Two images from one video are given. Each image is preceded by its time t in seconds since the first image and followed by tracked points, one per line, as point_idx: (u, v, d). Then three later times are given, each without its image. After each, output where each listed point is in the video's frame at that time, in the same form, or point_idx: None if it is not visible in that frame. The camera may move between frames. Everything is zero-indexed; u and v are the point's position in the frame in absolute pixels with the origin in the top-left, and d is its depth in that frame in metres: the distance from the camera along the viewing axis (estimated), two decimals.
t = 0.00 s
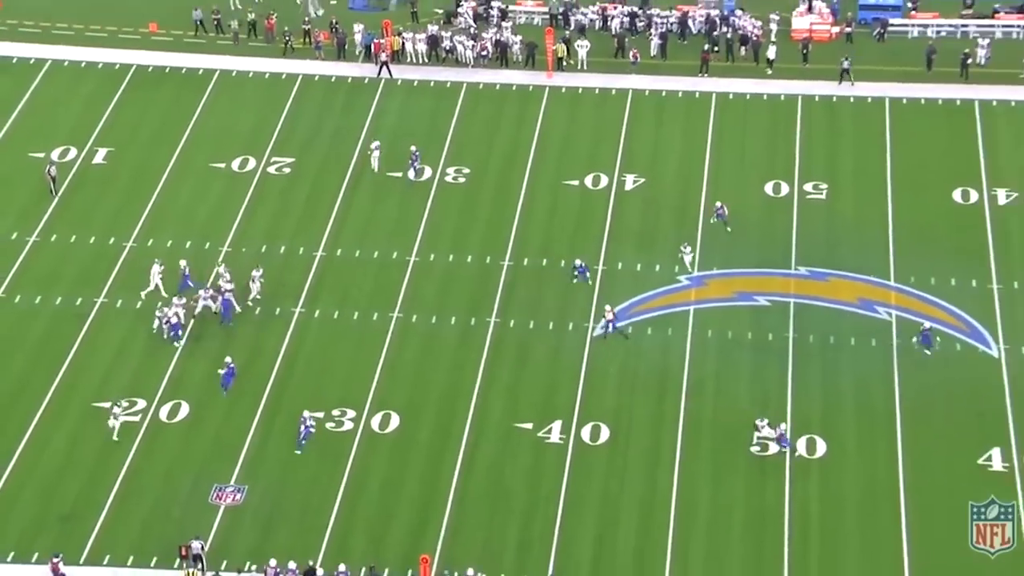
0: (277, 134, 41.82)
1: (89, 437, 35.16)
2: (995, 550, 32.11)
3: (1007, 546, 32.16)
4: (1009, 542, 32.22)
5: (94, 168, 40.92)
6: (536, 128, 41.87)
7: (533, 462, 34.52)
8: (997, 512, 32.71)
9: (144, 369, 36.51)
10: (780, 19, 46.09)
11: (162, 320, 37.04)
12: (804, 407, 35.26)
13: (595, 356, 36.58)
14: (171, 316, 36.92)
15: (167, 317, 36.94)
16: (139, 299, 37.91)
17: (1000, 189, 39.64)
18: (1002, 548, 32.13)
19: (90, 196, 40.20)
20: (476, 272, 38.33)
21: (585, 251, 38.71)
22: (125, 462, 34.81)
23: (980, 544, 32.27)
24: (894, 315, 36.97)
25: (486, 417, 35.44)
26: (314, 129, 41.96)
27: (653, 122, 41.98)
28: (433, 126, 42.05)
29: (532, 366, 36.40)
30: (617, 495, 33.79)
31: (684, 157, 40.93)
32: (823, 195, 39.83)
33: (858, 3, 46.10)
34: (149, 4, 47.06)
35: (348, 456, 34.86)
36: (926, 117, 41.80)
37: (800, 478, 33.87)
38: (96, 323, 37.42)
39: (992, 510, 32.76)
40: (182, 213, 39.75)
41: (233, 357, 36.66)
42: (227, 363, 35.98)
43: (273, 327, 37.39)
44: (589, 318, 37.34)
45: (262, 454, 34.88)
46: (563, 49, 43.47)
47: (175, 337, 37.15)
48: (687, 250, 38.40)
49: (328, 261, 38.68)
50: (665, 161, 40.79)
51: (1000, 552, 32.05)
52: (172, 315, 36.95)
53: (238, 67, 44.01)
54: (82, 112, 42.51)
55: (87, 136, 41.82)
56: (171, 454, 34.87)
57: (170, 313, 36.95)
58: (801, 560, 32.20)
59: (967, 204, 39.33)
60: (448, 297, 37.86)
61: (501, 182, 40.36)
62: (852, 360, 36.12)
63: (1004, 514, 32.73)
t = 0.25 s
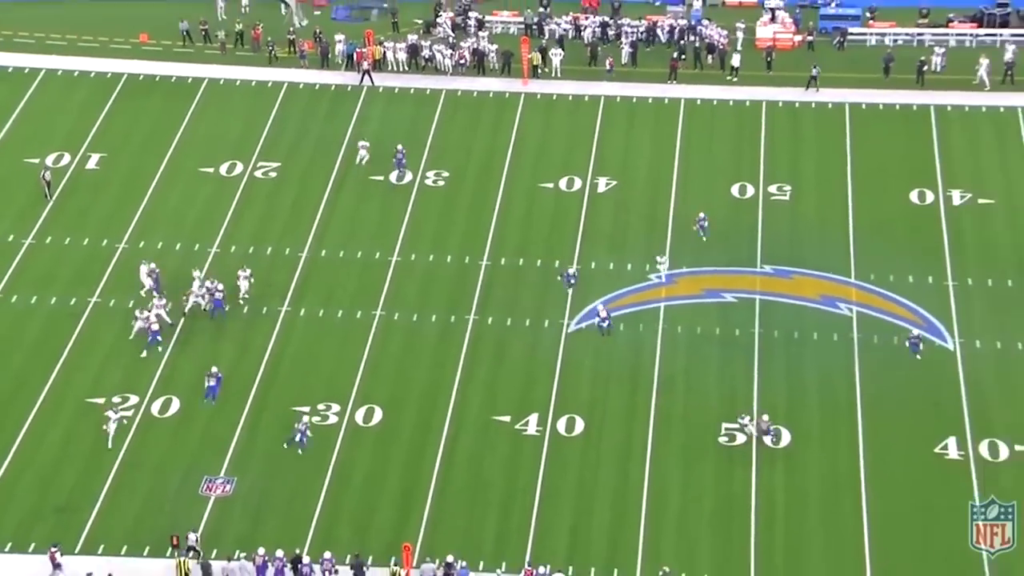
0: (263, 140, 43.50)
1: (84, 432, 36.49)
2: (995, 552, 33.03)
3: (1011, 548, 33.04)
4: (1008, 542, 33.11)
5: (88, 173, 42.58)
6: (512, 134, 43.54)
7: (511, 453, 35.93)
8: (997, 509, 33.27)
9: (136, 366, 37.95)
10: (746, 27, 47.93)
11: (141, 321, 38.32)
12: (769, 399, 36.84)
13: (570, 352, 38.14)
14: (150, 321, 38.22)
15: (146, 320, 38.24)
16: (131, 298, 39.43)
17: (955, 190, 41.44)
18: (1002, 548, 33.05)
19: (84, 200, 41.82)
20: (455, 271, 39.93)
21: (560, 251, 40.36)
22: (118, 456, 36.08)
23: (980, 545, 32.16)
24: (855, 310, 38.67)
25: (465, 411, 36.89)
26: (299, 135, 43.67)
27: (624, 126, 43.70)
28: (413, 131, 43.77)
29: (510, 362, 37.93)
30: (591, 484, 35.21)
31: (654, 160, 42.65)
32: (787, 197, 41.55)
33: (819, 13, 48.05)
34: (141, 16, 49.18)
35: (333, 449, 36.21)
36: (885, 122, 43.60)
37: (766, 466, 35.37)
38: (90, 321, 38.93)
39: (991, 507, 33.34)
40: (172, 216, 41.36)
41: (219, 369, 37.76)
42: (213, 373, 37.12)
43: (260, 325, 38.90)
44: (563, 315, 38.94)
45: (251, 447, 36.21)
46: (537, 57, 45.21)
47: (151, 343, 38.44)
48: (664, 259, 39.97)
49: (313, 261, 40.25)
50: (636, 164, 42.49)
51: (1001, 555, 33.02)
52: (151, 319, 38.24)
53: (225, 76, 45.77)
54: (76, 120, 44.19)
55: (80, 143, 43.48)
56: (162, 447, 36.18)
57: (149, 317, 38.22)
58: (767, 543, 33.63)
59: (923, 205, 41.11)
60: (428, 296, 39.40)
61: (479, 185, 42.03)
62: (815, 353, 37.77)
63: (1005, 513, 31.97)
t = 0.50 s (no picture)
0: (245, 141, 45.17)
1: (74, 421, 37.75)
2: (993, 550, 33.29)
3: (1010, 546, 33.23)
4: (1007, 541, 33.23)
5: (76, 172, 44.17)
6: (485, 133, 45.25)
7: (488, 439, 37.33)
8: (997, 508, 33.07)
9: (124, 358, 39.32)
10: (710, 29, 49.72)
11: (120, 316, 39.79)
12: (733, 385, 38.46)
13: (543, 342, 39.67)
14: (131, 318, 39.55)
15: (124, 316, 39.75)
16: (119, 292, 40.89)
17: (909, 185, 43.25)
18: (1001, 547, 33.26)
19: (73, 199, 43.38)
20: (431, 265, 41.50)
21: (532, 245, 42.02)
22: (107, 445, 37.30)
23: (980, 544, 33.35)
24: (815, 301, 40.38)
25: (443, 399, 38.30)
26: (281, 134, 45.36)
27: (593, 124, 45.45)
28: (390, 130, 45.50)
29: (485, 352, 39.42)
30: (564, 467, 36.63)
31: (622, 157, 44.39)
32: (749, 192, 43.28)
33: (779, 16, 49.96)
34: (127, 20, 50.94)
35: (315, 437, 37.51)
36: (843, 120, 45.41)
37: (732, 451, 36.91)
38: (80, 315, 40.39)
39: (992, 507, 33.13)
40: (158, 214, 42.93)
41: (206, 371, 38.85)
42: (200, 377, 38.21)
43: (244, 318, 40.37)
44: (537, 307, 40.49)
45: (235, 435, 37.51)
46: (510, 58, 46.95)
47: (133, 339, 39.62)
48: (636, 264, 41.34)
49: (295, 256, 41.81)
50: (605, 161, 44.20)
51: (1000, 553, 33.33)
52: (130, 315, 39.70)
53: (209, 78, 47.47)
54: (64, 122, 45.81)
55: (69, 143, 45.10)
56: (150, 434, 37.46)
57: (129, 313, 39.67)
58: (732, 523, 35.12)
59: (879, 199, 42.89)
60: (406, 289, 40.91)
61: (454, 182, 43.71)
62: (777, 342, 39.44)
63: (1005, 513, 33.02)
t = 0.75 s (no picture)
0: (223, 131, 45.14)
1: (53, 412, 37.65)
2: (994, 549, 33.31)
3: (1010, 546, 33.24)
4: (1008, 540, 33.23)
5: (54, 163, 44.09)
6: (464, 123, 45.31)
7: (468, 428, 37.38)
8: (996, 509, 33.05)
9: (103, 349, 39.24)
10: (688, 18, 49.88)
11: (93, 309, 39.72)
12: (713, 373, 38.59)
13: (522, 331, 39.74)
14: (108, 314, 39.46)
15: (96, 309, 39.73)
16: (97, 283, 40.81)
17: (886, 172, 43.49)
18: (1002, 546, 33.26)
19: (50, 190, 43.28)
20: (411, 254, 41.53)
21: (511, 234, 42.09)
22: (86, 435, 37.21)
23: (981, 544, 33.36)
24: (793, 289, 40.54)
25: (423, 388, 38.33)
26: (259, 125, 45.36)
27: (571, 113, 45.57)
28: (369, 120, 45.53)
29: (465, 341, 39.46)
30: (544, 456, 36.71)
31: (600, 146, 44.50)
32: (727, 180, 43.48)
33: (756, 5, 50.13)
34: (102, 10, 50.81)
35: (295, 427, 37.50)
36: (820, 108, 45.63)
37: (711, 439, 37.03)
38: (58, 306, 40.29)
39: (990, 507, 33.10)
40: (136, 205, 42.86)
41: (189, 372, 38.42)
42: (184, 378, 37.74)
43: (224, 308, 40.32)
44: (516, 296, 40.55)
45: (215, 425, 37.48)
46: (488, 48, 47.04)
47: (111, 337, 39.35)
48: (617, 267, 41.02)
49: (275, 247, 41.79)
50: (583, 151, 44.32)
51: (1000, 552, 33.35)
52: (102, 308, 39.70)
53: (187, 68, 47.44)
54: (41, 113, 45.71)
55: (46, 134, 44.99)
56: (130, 425, 37.42)
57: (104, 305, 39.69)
58: (711, 510, 35.26)
59: (856, 186, 43.13)
60: (386, 279, 40.93)
61: (433, 172, 43.76)
62: (756, 329, 39.59)
63: (1005, 513, 33.01)
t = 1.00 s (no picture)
0: (182, 112, 44.91)
1: (12, 395, 37.40)
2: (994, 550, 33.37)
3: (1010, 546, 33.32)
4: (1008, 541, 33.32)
5: (10, 145, 43.73)
6: (425, 102, 45.24)
7: (431, 407, 37.38)
8: (997, 509, 33.10)
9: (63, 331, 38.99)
10: None
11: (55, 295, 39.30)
12: (675, 351, 38.72)
13: (485, 310, 39.74)
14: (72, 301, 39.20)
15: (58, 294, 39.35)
16: (56, 266, 40.53)
17: (846, 148, 43.73)
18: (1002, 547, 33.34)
19: (7, 172, 42.93)
20: (373, 235, 41.44)
21: (474, 213, 42.06)
22: (47, 418, 37.00)
23: (980, 544, 33.41)
24: (754, 266, 40.72)
25: (386, 368, 38.29)
26: (218, 105, 45.14)
27: (532, 92, 45.60)
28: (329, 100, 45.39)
29: (428, 320, 39.42)
30: (507, 434, 36.78)
31: (562, 125, 44.54)
32: (689, 158, 43.63)
33: None
34: None
35: (258, 408, 37.40)
36: (780, 85, 45.82)
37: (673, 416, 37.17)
38: (17, 289, 40.00)
39: (992, 508, 33.15)
40: (95, 187, 42.58)
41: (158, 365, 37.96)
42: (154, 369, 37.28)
43: (185, 290, 40.12)
44: (479, 276, 40.54)
45: (178, 407, 37.32)
46: (449, 26, 47.00)
47: (71, 326, 38.96)
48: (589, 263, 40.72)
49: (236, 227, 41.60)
50: (545, 129, 44.36)
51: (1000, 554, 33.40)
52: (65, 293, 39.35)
53: (144, 48, 47.18)
54: None
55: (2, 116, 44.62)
56: (91, 408, 37.22)
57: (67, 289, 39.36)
58: (674, 486, 35.45)
59: (816, 162, 43.35)
60: (348, 260, 40.83)
61: (394, 151, 43.67)
62: (717, 306, 39.75)
63: (1005, 513, 33.12)
